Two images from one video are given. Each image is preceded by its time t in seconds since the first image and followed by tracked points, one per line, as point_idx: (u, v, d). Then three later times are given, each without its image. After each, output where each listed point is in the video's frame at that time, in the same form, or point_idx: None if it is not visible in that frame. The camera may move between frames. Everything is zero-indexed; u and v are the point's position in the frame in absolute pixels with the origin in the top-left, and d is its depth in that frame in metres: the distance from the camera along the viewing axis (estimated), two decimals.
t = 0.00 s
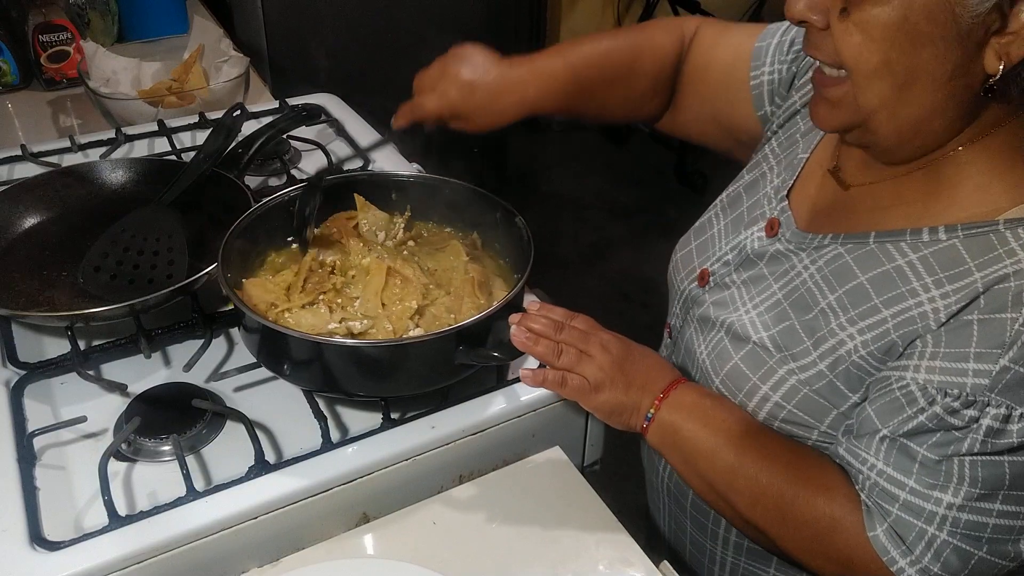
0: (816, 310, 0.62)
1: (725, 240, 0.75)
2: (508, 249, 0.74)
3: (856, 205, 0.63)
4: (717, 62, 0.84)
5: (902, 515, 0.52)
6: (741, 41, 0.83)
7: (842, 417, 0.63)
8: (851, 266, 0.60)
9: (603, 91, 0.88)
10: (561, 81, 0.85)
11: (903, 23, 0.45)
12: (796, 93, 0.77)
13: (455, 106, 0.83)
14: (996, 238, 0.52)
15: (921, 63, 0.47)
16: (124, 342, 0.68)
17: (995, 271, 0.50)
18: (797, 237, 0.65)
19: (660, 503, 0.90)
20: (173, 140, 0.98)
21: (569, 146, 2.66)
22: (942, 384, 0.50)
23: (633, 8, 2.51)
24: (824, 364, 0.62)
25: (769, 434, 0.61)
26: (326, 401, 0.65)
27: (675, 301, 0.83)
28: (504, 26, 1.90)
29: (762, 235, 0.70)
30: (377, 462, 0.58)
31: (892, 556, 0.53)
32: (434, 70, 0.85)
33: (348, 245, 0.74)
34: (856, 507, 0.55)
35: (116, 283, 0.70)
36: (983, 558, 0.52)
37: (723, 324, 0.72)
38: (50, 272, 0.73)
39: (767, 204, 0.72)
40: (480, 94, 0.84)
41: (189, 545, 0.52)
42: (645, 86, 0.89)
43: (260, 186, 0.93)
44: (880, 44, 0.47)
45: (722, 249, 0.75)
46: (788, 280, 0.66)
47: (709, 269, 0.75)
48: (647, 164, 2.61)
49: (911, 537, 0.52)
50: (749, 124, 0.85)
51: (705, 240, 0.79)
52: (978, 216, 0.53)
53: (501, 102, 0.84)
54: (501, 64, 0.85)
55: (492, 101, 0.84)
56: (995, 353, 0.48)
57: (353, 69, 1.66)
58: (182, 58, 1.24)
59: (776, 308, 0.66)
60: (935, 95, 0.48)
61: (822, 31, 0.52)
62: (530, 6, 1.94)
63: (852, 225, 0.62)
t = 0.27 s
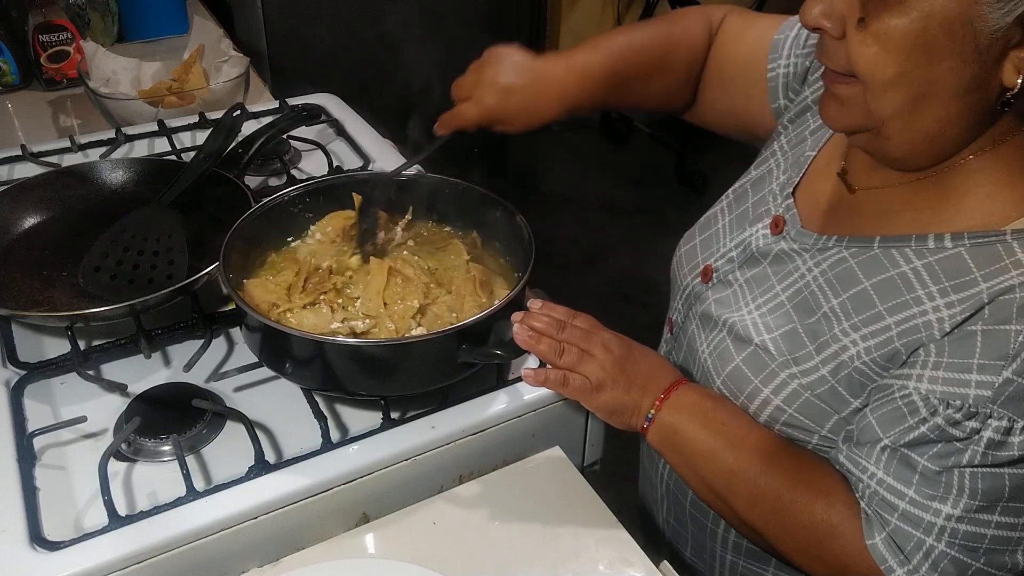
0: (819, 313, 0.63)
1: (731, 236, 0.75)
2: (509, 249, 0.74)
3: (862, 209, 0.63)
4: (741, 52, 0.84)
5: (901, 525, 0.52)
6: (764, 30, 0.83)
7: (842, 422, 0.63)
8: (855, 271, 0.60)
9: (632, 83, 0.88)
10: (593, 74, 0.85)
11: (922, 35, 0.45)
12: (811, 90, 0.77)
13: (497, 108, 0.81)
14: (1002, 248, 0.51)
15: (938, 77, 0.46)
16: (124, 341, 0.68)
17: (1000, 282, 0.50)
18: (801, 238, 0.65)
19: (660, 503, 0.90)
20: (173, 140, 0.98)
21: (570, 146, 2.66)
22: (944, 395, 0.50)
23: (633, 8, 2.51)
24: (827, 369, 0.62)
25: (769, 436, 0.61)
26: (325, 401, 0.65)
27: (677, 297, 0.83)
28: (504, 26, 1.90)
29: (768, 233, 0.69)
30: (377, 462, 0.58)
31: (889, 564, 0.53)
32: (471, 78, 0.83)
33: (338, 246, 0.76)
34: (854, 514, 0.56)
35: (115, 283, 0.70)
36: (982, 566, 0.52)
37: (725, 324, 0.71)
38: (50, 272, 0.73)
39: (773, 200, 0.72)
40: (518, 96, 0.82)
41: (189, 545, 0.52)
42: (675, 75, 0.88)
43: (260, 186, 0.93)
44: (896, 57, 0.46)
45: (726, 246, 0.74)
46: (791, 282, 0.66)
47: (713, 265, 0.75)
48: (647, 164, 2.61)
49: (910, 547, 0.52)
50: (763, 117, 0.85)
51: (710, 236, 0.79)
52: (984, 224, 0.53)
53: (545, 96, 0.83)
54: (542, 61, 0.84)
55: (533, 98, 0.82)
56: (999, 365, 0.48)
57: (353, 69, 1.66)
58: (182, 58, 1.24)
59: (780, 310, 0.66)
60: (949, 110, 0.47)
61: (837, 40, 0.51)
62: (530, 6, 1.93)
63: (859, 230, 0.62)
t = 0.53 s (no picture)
0: (826, 312, 0.62)
1: (741, 230, 0.75)
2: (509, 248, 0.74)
3: (873, 209, 0.63)
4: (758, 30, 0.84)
5: (900, 527, 0.52)
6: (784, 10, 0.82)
7: (845, 421, 0.63)
8: (863, 270, 0.60)
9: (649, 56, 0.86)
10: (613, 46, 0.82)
11: (944, 47, 0.45)
12: (826, 81, 0.76)
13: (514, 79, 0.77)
14: (1012, 252, 0.51)
15: (959, 88, 0.46)
16: (124, 341, 0.68)
17: (1008, 287, 0.50)
18: (810, 234, 0.65)
19: (663, 502, 0.90)
20: (173, 140, 0.98)
21: (569, 146, 2.66)
22: (948, 399, 0.50)
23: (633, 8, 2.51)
24: (831, 368, 0.62)
25: (770, 436, 0.61)
26: (326, 401, 0.65)
27: (686, 289, 0.83)
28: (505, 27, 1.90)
29: (778, 227, 0.69)
30: (377, 462, 0.58)
31: (888, 566, 0.53)
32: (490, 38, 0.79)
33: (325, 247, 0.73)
34: (854, 515, 0.56)
35: (115, 283, 0.70)
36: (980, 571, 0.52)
37: (732, 319, 0.72)
38: (50, 272, 0.73)
39: (784, 195, 0.72)
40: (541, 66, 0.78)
41: (189, 545, 0.52)
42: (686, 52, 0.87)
43: (260, 186, 0.93)
44: (917, 67, 0.46)
45: (737, 239, 0.74)
46: (799, 280, 0.66)
47: (722, 259, 0.75)
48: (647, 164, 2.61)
49: (909, 549, 0.52)
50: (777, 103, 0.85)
51: (721, 227, 0.79)
52: (992, 228, 0.54)
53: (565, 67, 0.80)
54: (559, 25, 0.80)
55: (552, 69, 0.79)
56: (1004, 370, 0.48)
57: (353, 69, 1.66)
58: (182, 58, 1.24)
59: (786, 307, 0.66)
60: (967, 120, 0.47)
61: (855, 47, 0.51)
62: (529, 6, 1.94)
63: (871, 230, 0.62)
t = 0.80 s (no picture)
0: (833, 319, 0.62)
1: (748, 230, 0.75)
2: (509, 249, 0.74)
3: (883, 215, 0.63)
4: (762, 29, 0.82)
5: (900, 535, 0.53)
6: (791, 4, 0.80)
7: (849, 427, 0.63)
8: (872, 278, 0.59)
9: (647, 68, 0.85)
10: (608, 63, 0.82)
11: (960, 60, 0.45)
12: (837, 84, 0.76)
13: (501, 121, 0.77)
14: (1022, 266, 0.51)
15: (974, 102, 0.46)
16: (124, 341, 0.68)
17: (1016, 301, 0.50)
18: (818, 239, 0.65)
19: (667, 502, 0.90)
20: (173, 139, 0.98)
21: (569, 146, 2.66)
22: (953, 410, 0.50)
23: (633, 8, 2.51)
24: (836, 375, 0.62)
25: (770, 440, 0.61)
26: (325, 401, 0.65)
27: (692, 287, 0.83)
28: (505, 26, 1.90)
29: (786, 230, 0.69)
30: (377, 462, 0.58)
31: (886, 572, 0.54)
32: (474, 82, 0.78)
33: (325, 247, 0.73)
34: (854, 522, 0.56)
35: (115, 283, 0.70)
36: None
37: (738, 321, 0.71)
38: (50, 272, 0.73)
39: (793, 196, 0.72)
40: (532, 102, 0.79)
41: (189, 545, 0.52)
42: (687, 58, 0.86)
43: (260, 186, 0.93)
44: (933, 79, 0.46)
45: (743, 240, 0.74)
46: (806, 284, 0.65)
47: (729, 258, 0.75)
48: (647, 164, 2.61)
49: (908, 557, 0.52)
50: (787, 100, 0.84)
51: (727, 227, 0.79)
52: (1001, 239, 0.53)
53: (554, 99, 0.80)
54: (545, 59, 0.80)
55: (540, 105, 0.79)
56: (1010, 384, 0.49)
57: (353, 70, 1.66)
58: (182, 58, 1.24)
59: (793, 312, 0.66)
60: (980, 134, 0.47)
61: (869, 55, 0.51)
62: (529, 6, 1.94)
63: (878, 236, 0.62)
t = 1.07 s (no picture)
0: (837, 320, 0.62)
1: (749, 234, 0.75)
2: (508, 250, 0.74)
3: (889, 216, 0.62)
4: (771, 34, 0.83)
5: (902, 532, 0.53)
6: (799, 13, 0.82)
7: (853, 428, 0.63)
8: (875, 279, 0.59)
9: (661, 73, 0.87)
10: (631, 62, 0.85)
11: (964, 62, 0.45)
12: (835, 87, 0.77)
13: (526, 112, 0.83)
14: None
15: (979, 102, 0.46)
16: (124, 341, 0.68)
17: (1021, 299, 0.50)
18: (821, 241, 0.65)
19: (669, 502, 0.90)
20: (173, 139, 0.98)
21: (570, 146, 2.66)
22: (956, 407, 0.50)
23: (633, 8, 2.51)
24: (840, 376, 0.62)
25: (771, 440, 0.61)
26: (325, 401, 0.65)
27: (694, 291, 0.83)
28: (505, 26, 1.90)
29: (788, 233, 0.69)
30: (377, 462, 0.58)
31: (888, 570, 0.53)
32: (503, 78, 0.85)
33: (322, 249, 0.72)
34: (856, 522, 0.56)
35: (115, 283, 0.70)
36: None
37: (741, 324, 0.71)
38: (50, 272, 0.73)
39: (795, 200, 0.72)
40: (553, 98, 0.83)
41: (189, 545, 0.52)
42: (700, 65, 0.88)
43: (260, 186, 0.93)
44: (936, 80, 0.46)
45: (745, 244, 0.75)
46: (809, 286, 0.65)
47: (730, 263, 0.75)
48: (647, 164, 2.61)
49: (910, 554, 0.52)
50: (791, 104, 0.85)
51: (729, 231, 0.79)
52: (1005, 240, 0.53)
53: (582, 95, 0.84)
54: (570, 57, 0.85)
55: (565, 98, 0.83)
56: (1013, 381, 0.48)
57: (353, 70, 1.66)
58: (182, 58, 1.24)
59: (797, 314, 0.66)
60: (982, 135, 0.47)
61: (874, 55, 0.50)
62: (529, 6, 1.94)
63: (880, 238, 0.62)
